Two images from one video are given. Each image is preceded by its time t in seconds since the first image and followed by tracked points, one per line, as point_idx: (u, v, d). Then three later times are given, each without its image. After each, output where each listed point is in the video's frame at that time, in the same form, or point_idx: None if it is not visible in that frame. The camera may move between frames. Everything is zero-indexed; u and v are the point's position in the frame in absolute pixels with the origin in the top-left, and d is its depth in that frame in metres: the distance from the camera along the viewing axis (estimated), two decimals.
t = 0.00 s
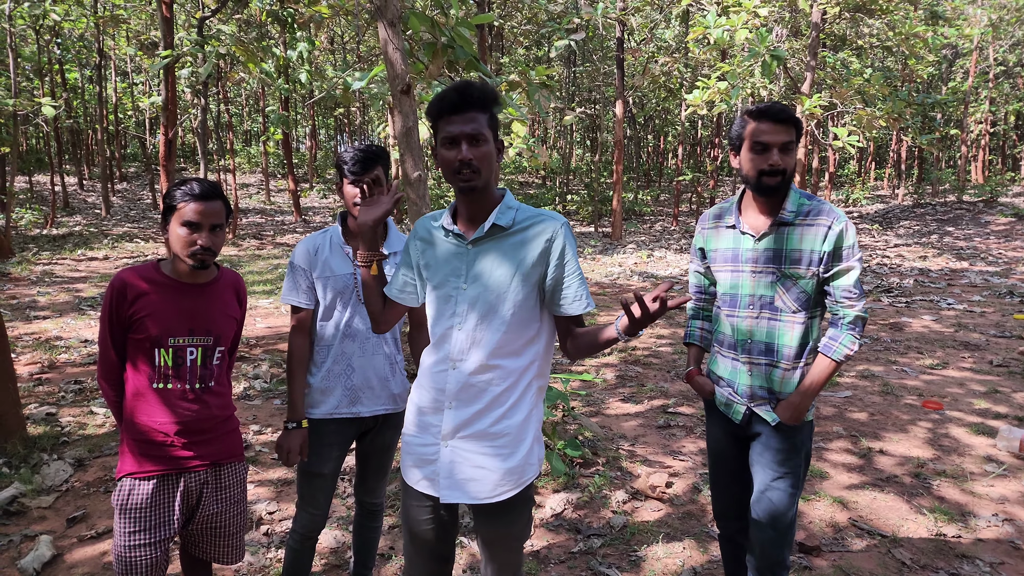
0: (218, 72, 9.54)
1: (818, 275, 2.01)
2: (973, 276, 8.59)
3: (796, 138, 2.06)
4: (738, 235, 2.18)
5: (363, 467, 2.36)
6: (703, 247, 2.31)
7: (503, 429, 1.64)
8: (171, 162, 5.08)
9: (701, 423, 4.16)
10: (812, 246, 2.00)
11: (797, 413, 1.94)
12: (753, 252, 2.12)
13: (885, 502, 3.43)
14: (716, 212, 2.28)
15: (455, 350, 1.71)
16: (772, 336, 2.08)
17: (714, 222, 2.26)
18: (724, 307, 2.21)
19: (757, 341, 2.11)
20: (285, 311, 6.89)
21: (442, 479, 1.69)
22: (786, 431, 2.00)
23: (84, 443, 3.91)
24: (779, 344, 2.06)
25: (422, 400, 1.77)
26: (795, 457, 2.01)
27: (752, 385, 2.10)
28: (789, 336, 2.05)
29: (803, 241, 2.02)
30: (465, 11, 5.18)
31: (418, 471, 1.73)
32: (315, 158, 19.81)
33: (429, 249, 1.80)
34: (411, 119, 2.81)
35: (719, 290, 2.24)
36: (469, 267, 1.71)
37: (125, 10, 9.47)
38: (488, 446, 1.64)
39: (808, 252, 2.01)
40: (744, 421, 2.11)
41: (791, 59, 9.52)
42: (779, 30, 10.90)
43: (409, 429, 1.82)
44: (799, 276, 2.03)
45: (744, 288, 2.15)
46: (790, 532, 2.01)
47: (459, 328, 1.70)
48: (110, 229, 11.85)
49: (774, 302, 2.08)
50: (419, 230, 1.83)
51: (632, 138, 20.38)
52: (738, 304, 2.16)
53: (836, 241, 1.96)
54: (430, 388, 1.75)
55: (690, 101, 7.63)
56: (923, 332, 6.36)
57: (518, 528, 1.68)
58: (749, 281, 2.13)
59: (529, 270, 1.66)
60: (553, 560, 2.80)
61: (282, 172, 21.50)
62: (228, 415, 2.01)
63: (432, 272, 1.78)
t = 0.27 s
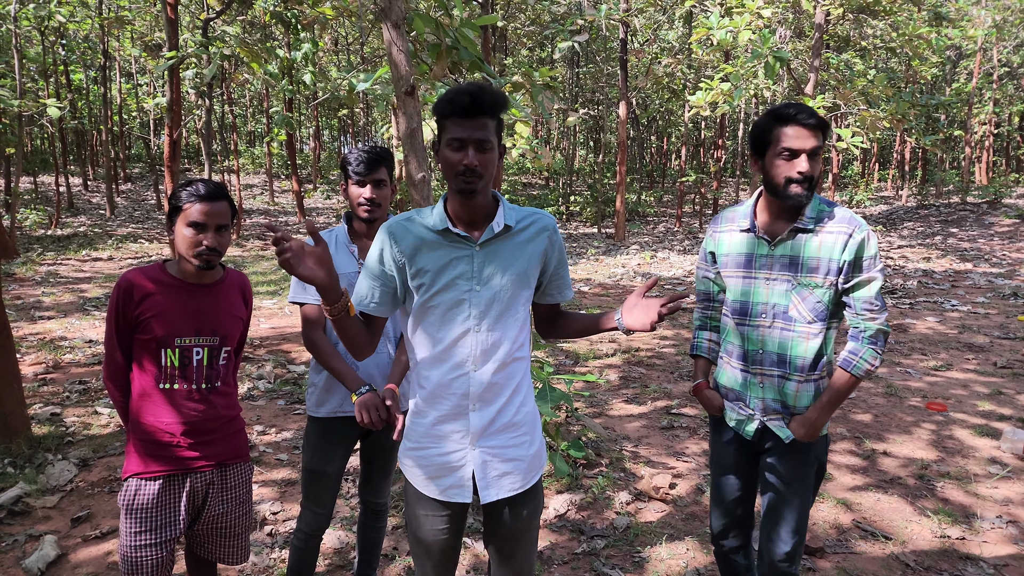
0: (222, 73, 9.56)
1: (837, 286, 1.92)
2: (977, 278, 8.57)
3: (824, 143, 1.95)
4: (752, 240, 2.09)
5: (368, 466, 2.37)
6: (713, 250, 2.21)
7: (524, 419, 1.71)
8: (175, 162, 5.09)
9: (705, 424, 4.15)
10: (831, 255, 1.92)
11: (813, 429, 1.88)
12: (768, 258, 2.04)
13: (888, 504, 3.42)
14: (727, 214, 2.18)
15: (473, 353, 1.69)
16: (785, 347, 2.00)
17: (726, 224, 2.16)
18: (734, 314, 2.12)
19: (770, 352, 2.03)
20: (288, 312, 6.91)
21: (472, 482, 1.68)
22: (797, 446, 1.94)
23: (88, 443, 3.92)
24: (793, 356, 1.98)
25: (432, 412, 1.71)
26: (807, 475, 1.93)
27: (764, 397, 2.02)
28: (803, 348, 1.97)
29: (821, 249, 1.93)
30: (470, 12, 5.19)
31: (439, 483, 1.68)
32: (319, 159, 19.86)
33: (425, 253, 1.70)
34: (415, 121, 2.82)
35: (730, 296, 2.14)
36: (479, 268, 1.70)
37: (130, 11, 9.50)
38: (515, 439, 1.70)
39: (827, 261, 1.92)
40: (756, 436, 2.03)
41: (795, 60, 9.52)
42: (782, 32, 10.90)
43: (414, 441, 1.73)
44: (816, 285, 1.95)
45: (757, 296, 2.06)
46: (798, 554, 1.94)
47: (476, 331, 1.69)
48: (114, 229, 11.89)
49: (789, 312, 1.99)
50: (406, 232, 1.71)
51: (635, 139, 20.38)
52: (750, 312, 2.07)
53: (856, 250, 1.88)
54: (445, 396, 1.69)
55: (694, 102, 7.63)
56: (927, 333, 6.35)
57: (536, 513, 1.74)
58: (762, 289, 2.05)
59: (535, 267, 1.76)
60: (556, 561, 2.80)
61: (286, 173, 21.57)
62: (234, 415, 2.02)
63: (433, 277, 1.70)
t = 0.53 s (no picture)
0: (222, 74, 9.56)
1: (853, 293, 1.85)
2: (977, 278, 8.57)
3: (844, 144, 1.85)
4: (763, 244, 1.99)
5: (368, 466, 2.37)
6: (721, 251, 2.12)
7: (524, 415, 1.73)
8: (176, 163, 5.09)
9: (706, 424, 4.15)
10: (848, 261, 1.83)
11: (827, 436, 1.83)
12: (781, 263, 1.95)
13: (889, 503, 3.42)
14: (736, 214, 2.08)
15: (472, 354, 1.68)
16: (797, 355, 1.92)
17: (735, 225, 2.06)
18: (743, 320, 2.04)
19: (782, 359, 1.95)
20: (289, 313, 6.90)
21: (479, 482, 1.67)
22: (806, 453, 1.89)
23: (89, 444, 3.92)
24: (805, 364, 1.91)
25: (434, 417, 1.69)
26: (815, 481, 1.88)
27: (775, 405, 1.95)
28: (816, 356, 1.90)
29: (838, 255, 1.85)
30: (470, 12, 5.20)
31: (446, 485, 1.67)
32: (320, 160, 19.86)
33: (420, 257, 1.68)
34: (417, 122, 2.82)
35: (739, 301, 2.05)
36: (474, 269, 1.70)
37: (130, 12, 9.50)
38: (517, 435, 1.72)
39: (843, 268, 1.84)
40: (765, 445, 1.96)
41: (795, 60, 9.53)
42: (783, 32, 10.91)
43: (417, 447, 1.71)
44: (831, 293, 1.86)
45: (767, 301, 1.97)
46: (803, 555, 1.92)
47: (475, 332, 1.69)
48: (115, 231, 11.89)
49: (801, 319, 1.91)
50: (399, 238, 1.69)
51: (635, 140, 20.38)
52: (760, 318, 1.98)
53: (875, 258, 1.79)
54: (447, 400, 1.68)
55: (694, 102, 7.63)
56: (928, 333, 6.35)
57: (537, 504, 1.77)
58: (773, 294, 1.96)
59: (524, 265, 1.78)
60: (557, 561, 2.79)
61: (287, 174, 21.59)
62: (236, 416, 2.02)
63: (428, 281, 1.69)
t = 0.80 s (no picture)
0: (221, 76, 9.54)
1: (857, 295, 1.84)
2: (976, 277, 8.58)
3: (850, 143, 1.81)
4: (765, 247, 1.93)
5: (369, 468, 2.36)
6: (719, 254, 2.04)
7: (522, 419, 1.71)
8: (174, 165, 5.08)
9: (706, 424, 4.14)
10: (853, 264, 1.81)
11: (833, 440, 1.82)
12: (785, 267, 1.89)
13: (889, 502, 3.42)
14: (734, 215, 2.01)
15: (470, 355, 1.67)
16: (803, 360, 1.87)
17: (734, 228, 1.98)
18: (746, 325, 1.97)
19: (788, 365, 1.89)
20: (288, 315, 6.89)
21: (472, 484, 1.67)
22: (814, 459, 1.85)
23: (88, 447, 3.90)
24: (811, 369, 1.86)
25: (430, 414, 1.69)
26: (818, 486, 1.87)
27: (781, 411, 1.89)
28: (822, 360, 1.86)
29: (843, 258, 1.82)
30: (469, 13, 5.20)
31: (440, 484, 1.66)
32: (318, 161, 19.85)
33: (419, 254, 1.68)
34: (416, 122, 2.81)
35: (742, 306, 1.97)
36: (473, 269, 1.68)
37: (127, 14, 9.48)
38: (514, 438, 1.70)
39: (849, 271, 1.82)
40: (770, 450, 1.90)
41: (793, 61, 9.54)
42: (781, 33, 10.93)
43: (413, 444, 1.71)
44: (838, 296, 1.83)
45: (771, 306, 1.91)
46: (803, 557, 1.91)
47: (473, 332, 1.67)
48: (113, 232, 11.87)
49: (807, 323, 1.86)
50: (401, 234, 1.70)
51: (634, 140, 20.40)
52: (765, 324, 1.92)
53: (880, 260, 1.79)
54: (443, 398, 1.68)
55: (693, 103, 7.63)
56: (927, 332, 6.35)
57: (534, 506, 1.75)
58: (777, 299, 1.90)
59: (528, 267, 1.75)
60: (557, 562, 2.79)
61: (286, 176, 21.58)
62: (236, 419, 2.01)
63: (427, 278, 1.68)
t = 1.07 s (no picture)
0: (219, 80, 9.53)
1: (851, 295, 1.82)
2: (975, 273, 8.58)
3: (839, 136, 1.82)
4: (759, 252, 1.85)
5: (370, 471, 2.36)
6: (708, 263, 1.94)
7: (525, 421, 1.70)
8: (173, 170, 5.08)
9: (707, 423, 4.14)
10: (847, 264, 1.79)
11: (842, 446, 1.78)
12: (782, 271, 1.82)
13: (890, 499, 3.42)
14: (721, 220, 1.92)
15: (471, 356, 1.68)
16: (805, 365, 1.82)
17: (724, 234, 1.89)
18: (743, 335, 1.88)
19: (792, 372, 1.82)
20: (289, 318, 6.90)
21: (473, 484, 1.67)
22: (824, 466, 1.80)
23: (90, 452, 3.91)
24: (815, 374, 1.81)
25: (432, 415, 1.70)
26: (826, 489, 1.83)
27: (790, 423, 1.81)
28: (824, 364, 1.82)
29: (839, 258, 1.79)
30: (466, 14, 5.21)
31: (441, 485, 1.67)
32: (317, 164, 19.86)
33: (421, 256, 1.70)
34: (412, 125, 2.81)
35: (739, 314, 1.88)
36: (475, 271, 1.69)
37: (124, 19, 9.48)
38: (516, 441, 1.69)
39: (845, 270, 1.79)
40: (782, 466, 1.81)
41: (791, 59, 9.53)
42: (778, 31, 10.93)
43: (415, 443, 1.72)
44: (836, 298, 1.80)
45: (770, 313, 1.83)
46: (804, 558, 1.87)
47: (474, 333, 1.68)
48: (113, 238, 11.87)
49: (806, 327, 1.81)
50: (404, 237, 1.72)
51: (633, 140, 20.40)
52: (764, 332, 1.84)
53: (871, 258, 1.78)
54: (445, 398, 1.69)
55: (691, 102, 7.62)
56: (927, 329, 6.35)
57: (537, 508, 1.75)
58: (776, 305, 1.82)
59: (531, 268, 1.74)
60: (560, 562, 2.79)
61: (285, 179, 21.61)
62: (238, 423, 2.01)
63: (429, 280, 1.69)
